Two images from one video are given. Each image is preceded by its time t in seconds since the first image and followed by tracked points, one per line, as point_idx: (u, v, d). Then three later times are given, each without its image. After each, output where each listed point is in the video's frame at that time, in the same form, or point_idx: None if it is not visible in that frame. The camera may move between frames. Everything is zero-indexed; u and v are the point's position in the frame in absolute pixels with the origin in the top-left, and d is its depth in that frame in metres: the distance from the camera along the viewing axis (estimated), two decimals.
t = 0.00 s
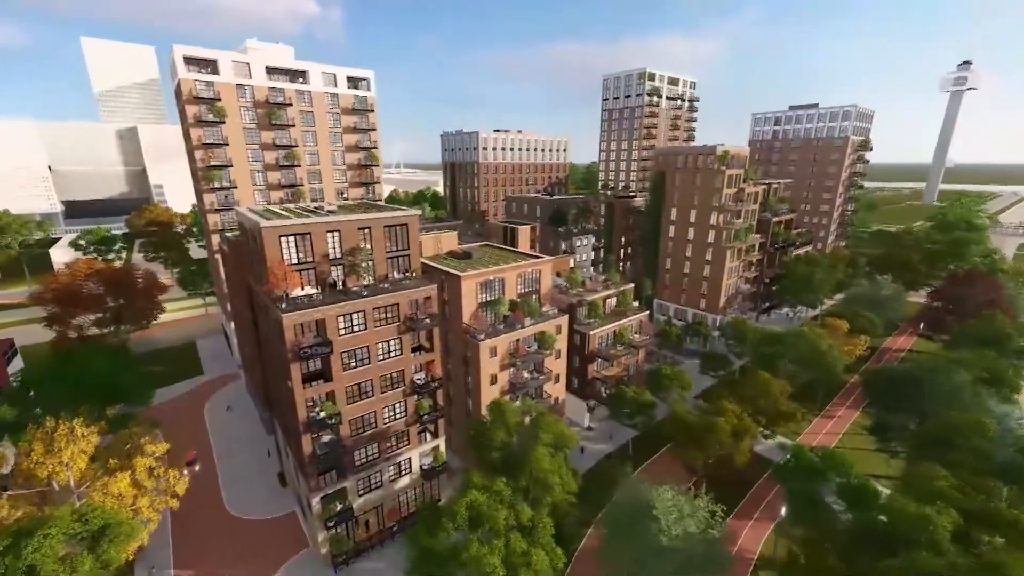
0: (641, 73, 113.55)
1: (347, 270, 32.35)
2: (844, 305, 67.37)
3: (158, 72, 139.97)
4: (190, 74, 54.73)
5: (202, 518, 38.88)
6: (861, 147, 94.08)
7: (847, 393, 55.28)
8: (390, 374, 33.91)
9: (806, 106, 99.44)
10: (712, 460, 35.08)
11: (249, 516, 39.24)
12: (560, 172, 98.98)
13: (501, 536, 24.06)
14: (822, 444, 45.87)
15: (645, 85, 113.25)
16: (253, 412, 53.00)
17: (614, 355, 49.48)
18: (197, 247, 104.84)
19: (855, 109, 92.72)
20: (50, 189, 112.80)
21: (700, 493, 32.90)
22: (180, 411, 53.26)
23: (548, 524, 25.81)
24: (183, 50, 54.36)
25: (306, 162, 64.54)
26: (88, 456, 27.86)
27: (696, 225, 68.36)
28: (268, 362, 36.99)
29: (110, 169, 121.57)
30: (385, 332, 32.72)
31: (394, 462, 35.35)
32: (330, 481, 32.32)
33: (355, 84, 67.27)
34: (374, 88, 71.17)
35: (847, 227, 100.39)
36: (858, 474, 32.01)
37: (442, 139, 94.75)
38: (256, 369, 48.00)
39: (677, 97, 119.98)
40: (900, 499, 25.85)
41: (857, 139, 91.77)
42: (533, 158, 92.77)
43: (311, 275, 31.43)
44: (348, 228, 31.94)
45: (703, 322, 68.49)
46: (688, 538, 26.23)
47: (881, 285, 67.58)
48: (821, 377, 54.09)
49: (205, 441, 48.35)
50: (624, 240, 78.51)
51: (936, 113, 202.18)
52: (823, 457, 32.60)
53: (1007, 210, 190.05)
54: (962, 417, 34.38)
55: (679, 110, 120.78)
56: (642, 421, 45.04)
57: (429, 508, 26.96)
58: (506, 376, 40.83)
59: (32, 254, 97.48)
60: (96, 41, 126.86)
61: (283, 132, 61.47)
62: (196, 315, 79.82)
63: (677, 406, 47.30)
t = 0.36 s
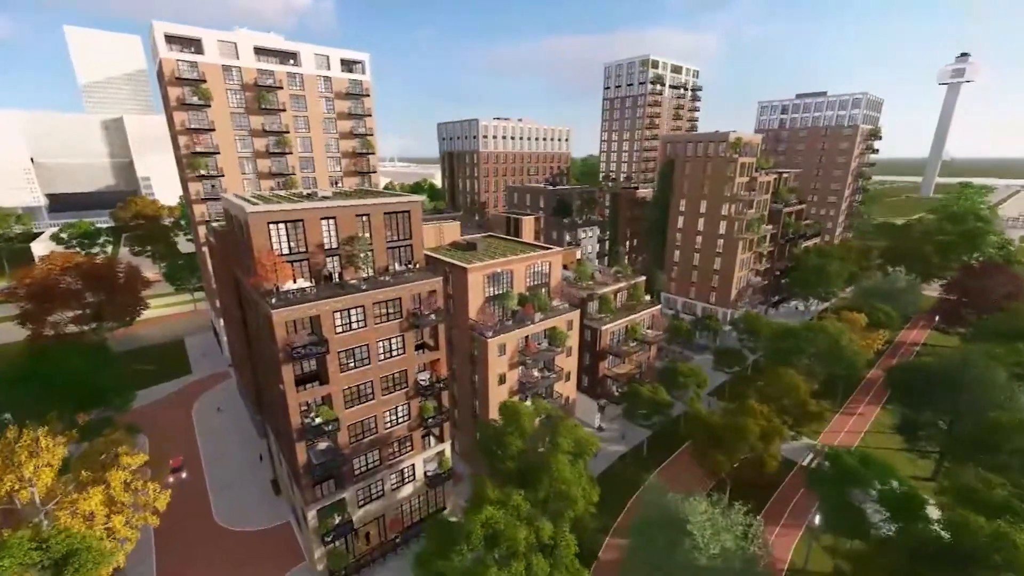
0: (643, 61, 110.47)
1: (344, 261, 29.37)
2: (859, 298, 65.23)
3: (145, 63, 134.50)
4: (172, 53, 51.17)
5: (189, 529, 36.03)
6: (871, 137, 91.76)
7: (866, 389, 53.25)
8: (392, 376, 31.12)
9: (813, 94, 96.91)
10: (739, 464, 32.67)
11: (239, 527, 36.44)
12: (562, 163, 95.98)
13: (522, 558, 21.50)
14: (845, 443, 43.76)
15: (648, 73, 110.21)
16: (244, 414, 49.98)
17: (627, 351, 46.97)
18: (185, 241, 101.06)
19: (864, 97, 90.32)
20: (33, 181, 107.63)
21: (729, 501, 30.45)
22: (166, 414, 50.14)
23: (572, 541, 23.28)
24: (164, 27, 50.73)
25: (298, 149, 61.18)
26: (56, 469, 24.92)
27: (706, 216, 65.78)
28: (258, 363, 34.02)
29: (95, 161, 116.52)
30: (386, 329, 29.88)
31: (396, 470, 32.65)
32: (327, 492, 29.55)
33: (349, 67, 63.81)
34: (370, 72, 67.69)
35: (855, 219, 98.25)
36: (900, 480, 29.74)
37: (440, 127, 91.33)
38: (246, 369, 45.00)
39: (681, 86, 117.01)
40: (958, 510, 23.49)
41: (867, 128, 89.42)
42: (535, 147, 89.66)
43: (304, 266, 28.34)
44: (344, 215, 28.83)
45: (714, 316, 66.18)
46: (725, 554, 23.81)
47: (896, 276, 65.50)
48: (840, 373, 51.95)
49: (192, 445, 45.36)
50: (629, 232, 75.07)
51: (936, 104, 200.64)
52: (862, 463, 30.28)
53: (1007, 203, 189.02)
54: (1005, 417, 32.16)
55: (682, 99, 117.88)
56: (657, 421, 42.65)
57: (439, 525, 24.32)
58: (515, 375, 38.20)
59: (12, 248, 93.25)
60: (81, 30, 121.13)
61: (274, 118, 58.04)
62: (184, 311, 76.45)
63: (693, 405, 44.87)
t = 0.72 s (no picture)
0: (647, 50, 107.70)
1: (341, 253, 26.74)
2: (873, 292, 63.26)
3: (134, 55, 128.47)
4: (155, 33, 48.01)
5: (174, 542, 33.50)
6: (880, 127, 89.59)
7: (884, 386, 51.40)
8: (395, 378, 28.61)
9: (821, 83, 94.52)
10: (768, 470, 30.46)
11: (230, 540, 33.92)
12: (565, 154, 93.34)
13: None
14: (867, 443, 41.95)
15: (651, 62, 107.50)
16: (236, 417, 47.37)
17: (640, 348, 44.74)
18: (175, 235, 97.79)
19: (874, 86, 88.05)
20: (17, 176, 103.84)
21: (759, 510, 28.31)
22: (154, 417, 47.46)
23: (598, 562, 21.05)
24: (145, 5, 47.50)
25: (290, 137, 58.19)
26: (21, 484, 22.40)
27: (717, 207, 63.43)
28: (249, 364, 31.38)
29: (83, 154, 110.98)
30: (388, 327, 27.35)
31: (399, 479, 30.22)
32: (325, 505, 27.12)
33: (344, 51, 60.74)
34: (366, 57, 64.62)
35: (863, 211, 96.25)
36: (945, 488, 27.57)
37: (438, 117, 88.37)
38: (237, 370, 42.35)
39: (684, 76, 114.38)
40: None
41: (877, 118, 87.26)
42: (537, 138, 86.93)
43: (297, 258, 25.68)
44: (342, 201, 26.10)
45: (724, 311, 64.13)
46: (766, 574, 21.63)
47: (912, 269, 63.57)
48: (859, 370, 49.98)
49: (181, 451, 42.74)
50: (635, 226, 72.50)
51: (937, 97, 199.17)
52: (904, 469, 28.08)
53: (1008, 196, 187.83)
54: None
55: (685, 90, 115.30)
56: (672, 421, 40.58)
57: (450, 543, 21.97)
58: (524, 374, 35.87)
59: None
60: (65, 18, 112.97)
61: (264, 104, 55.02)
62: (174, 308, 73.59)
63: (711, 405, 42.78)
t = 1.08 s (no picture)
0: (651, 38, 104.84)
1: (339, 244, 24.00)
2: (890, 287, 61.15)
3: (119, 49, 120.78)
4: (135, 10, 44.72)
5: (158, 559, 30.85)
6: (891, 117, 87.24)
7: (906, 384, 49.41)
8: (398, 381, 25.98)
9: (830, 72, 92.00)
10: (806, 479, 28.16)
11: (219, 556, 31.26)
12: (568, 145, 90.55)
13: None
14: (896, 445, 39.83)
15: (656, 51, 104.67)
16: (227, 420, 44.63)
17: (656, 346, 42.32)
18: (165, 229, 94.44)
19: (885, 74, 85.62)
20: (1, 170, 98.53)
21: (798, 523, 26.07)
22: (138, 421, 44.62)
23: None
24: None
25: (283, 125, 55.20)
26: None
27: (729, 198, 60.97)
28: (238, 366, 28.66)
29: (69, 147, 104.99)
30: (392, 325, 24.67)
31: (403, 491, 27.68)
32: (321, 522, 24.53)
33: (339, 33, 57.61)
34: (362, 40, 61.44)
35: (872, 204, 94.11)
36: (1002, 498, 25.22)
37: (438, 106, 85.24)
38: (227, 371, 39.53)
39: (689, 65, 111.63)
40: None
41: (888, 107, 84.96)
42: (539, 128, 84.07)
43: (289, 249, 22.87)
44: (339, 185, 23.28)
45: (736, 306, 61.91)
46: None
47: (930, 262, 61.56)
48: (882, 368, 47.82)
49: (167, 458, 40.00)
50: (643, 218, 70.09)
51: (939, 89, 197.77)
52: (956, 478, 25.73)
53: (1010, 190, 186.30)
54: None
55: (690, 80, 112.57)
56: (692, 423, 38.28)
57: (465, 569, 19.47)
58: (537, 375, 33.35)
59: None
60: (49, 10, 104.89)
61: (255, 88, 51.90)
62: (163, 305, 70.53)
63: (731, 404, 40.52)
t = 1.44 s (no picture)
0: (656, 27, 101.91)
1: (336, 233, 21.30)
2: (908, 282, 58.96)
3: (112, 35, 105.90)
4: None
5: None
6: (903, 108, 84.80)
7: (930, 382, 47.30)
8: (403, 387, 23.39)
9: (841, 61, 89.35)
10: (847, 490, 25.87)
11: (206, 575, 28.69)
12: (572, 136, 87.81)
13: None
14: (928, 448, 37.67)
15: (661, 40, 101.75)
16: (217, 424, 42.01)
17: (673, 344, 39.90)
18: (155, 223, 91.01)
19: (898, 63, 83.07)
20: None
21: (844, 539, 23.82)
22: (123, 426, 41.90)
23: None
24: None
25: (275, 111, 52.27)
26: None
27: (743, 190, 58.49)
28: (225, 369, 25.97)
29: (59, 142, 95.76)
30: (396, 325, 22.04)
31: (408, 506, 25.17)
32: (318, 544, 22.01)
33: (334, 15, 54.55)
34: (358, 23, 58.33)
35: (883, 197, 91.82)
36: None
37: (437, 95, 82.36)
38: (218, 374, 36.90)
39: (694, 55, 108.81)
40: None
41: (902, 97, 82.51)
42: (543, 117, 81.31)
43: (280, 239, 20.19)
44: (336, 166, 20.53)
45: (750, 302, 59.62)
46: None
47: (950, 256, 59.43)
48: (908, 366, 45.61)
49: (152, 465, 37.33)
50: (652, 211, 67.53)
51: (943, 83, 195.35)
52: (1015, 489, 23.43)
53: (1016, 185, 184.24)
54: None
55: (695, 70, 109.73)
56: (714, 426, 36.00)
57: None
58: (552, 377, 30.85)
59: None
60: None
61: (245, 72, 48.85)
62: (151, 301, 67.65)
63: (754, 406, 38.19)
